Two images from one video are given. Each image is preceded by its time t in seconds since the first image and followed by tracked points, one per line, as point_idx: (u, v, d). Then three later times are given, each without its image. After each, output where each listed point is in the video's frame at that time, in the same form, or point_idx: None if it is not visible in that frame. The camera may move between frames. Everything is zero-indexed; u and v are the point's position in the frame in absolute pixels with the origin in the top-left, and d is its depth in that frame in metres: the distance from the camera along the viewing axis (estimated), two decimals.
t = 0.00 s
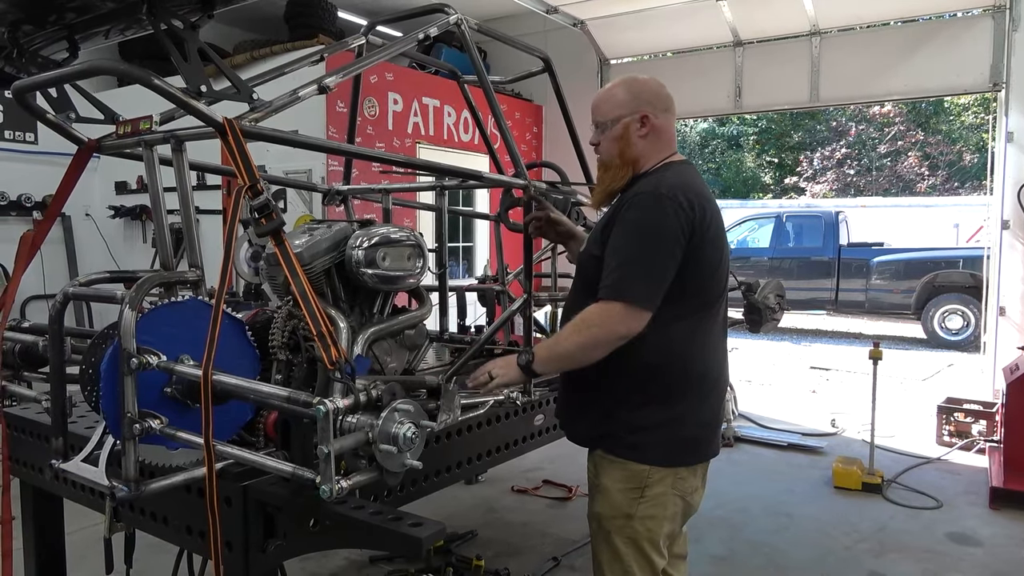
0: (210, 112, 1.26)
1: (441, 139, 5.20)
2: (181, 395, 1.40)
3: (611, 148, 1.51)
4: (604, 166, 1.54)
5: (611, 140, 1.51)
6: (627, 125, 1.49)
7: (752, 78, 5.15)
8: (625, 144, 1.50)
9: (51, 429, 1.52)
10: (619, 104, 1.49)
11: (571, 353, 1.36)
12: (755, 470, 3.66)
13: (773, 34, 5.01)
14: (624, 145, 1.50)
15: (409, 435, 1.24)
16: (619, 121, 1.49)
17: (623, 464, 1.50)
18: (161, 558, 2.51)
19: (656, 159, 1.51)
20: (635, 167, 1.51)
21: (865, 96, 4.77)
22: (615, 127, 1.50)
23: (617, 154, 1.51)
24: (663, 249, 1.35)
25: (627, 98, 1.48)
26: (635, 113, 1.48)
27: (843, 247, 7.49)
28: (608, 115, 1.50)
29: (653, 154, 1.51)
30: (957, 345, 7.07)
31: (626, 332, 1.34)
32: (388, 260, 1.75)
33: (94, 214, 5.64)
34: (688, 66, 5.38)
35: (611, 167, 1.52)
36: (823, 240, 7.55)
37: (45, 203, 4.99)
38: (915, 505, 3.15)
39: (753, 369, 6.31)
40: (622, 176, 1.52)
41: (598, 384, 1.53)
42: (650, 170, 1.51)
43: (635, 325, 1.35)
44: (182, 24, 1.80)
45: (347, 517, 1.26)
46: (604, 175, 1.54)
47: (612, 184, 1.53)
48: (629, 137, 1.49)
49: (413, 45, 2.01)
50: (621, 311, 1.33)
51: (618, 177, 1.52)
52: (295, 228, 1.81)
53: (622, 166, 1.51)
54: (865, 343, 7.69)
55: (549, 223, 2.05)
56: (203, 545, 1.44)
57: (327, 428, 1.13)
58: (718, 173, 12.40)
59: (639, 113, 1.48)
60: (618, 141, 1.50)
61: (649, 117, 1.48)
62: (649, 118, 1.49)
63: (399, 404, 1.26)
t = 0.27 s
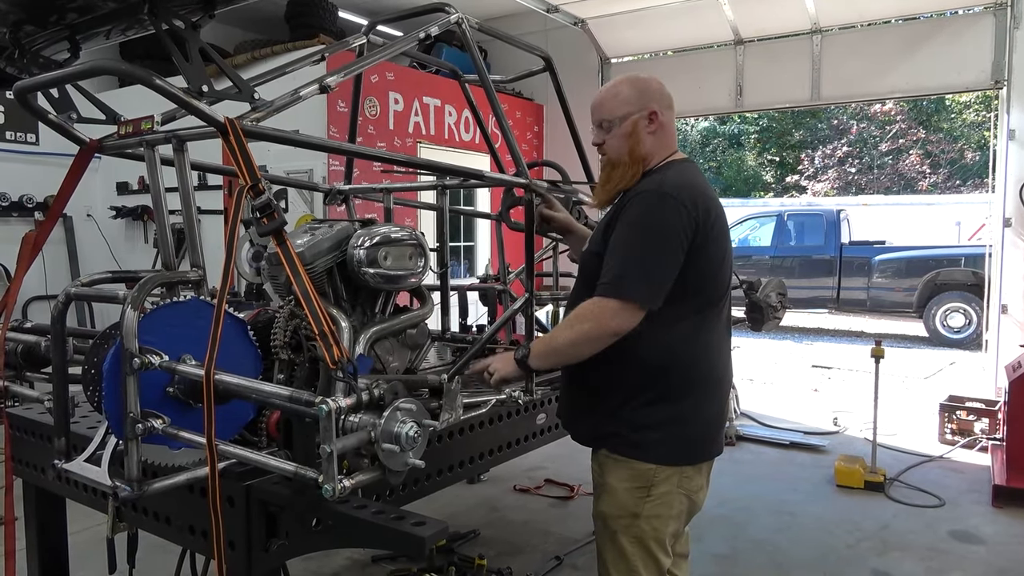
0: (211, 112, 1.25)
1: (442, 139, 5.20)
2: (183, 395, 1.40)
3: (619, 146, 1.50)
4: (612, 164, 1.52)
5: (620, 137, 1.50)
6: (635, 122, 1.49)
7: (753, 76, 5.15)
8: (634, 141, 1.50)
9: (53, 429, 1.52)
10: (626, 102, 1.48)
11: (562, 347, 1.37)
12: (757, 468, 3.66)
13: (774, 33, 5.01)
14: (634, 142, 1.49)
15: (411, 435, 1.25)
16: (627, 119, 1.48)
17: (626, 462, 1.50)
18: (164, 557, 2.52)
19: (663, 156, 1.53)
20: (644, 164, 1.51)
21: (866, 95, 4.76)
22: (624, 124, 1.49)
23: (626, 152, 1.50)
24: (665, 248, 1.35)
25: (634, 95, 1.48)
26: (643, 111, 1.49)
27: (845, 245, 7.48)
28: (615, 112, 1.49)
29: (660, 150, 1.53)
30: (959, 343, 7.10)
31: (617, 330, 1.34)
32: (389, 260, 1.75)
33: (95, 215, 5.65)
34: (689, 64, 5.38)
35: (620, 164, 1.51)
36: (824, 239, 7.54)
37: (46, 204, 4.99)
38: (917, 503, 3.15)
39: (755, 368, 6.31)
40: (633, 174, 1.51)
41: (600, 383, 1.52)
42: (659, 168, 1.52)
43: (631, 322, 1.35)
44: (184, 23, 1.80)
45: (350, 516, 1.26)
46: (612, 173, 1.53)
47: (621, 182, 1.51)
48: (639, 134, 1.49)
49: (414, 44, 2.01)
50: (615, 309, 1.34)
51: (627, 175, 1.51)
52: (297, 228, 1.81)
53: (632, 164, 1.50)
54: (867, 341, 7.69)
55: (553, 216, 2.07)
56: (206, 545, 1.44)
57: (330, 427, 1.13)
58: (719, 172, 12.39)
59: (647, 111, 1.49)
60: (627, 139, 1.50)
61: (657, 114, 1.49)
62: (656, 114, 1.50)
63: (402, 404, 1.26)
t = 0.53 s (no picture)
0: (213, 112, 1.25)
1: (443, 139, 5.20)
2: (185, 395, 1.40)
3: (624, 142, 1.50)
4: (616, 160, 1.51)
5: (625, 134, 1.50)
6: (640, 120, 1.49)
7: (754, 76, 5.15)
8: (639, 139, 1.50)
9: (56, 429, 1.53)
10: (633, 99, 1.48)
11: (558, 347, 1.38)
12: (759, 468, 3.66)
13: (775, 32, 5.01)
14: (638, 141, 1.49)
15: (414, 434, 1.25)
16: (633, 116, 1.49)
17: (628, 462, 1.50)
18: (166, 557, 2.52)
19: (665, 156, 1.53)
20: (648, 162, 1.51)
21: (867, 94, 4.76)
22: (630, 121, 1.49)
23: (630, 149, 1.50)
24: (667, 247, 1.35)
25: (640, 93, 1.48)
26: (648, 109, 1.49)
27: (846, 244, 7.47)
28: (621, 109, 1.49)
29: (663, 150, 1.53)
30: (961, 342, 7.13)
31: (611, 323, 1.35)
32: (390, 259, 1.75)
33: (97, 215, 5.65)
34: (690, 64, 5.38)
35: (624, 162, 1.50)
36: (826, 238, 7.53)
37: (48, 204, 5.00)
38: (919, 503, 3.15)
39: (757, 367, 6.30)
40: (637, 172, 1.50)
41: (602, 383, 1.52)
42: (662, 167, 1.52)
43: (629, 318, 1.36)
44: (185, 24, 1.80)
45: (352, 515, 1.27)
46: (615, 170, 1.51)
47: (623, 179, 1.50)
48: (644, 133, 1.49)
49: (415, 43, 2.01)
50: (609, 304, 1.34)
51: (631, 173, 1.50)
52: (298, 228, 1.80)
53: (636, 161, 1.49)
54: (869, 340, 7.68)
55: (554, 215, 2.05)
56: (209, 544, 1.45)
57: (332, 427, 1.13)
58: (720, 171, 12.38)
59: (653, 110, 1.49)
60: (633, 136, 1.50)
61: (662, 114, 1.50)
62: (661, 114, 1.51)
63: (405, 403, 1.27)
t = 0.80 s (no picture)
0: (215, 112, 1.25)
1: (444, 138, 5.21)
2: (187, 394, 1.40)
3: (643, 133, 1.50)
4: (632, 150, 1.50)
5: (647, 125, 1.50)
6: (663, 116, 1.50)
7: (755, 74, 5.14)
8: (658, 134, 1.50)
9: (58, 429, 1.53)
10: (658, 93, 1.49)
11: (555, 340, 1.39)
12: (760, 467, 3.66)
13: (776, 31, 5.00)
14: (658, 135, 1.50)
15: (415, 434, 1.25)
16: (658, 111, 1.50)
17: (629, 461, 1.49)
18: (167, 556, 2.52)
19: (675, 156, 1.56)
20: (664, 159, 1.52)
21: (868, 92, 4.76)
22: (655, 115, 1.50)
23: (649, 141, 1.50)
24: (670, 244, 1.36)
25: (665, 89, 1.50)
26: (670, 108, 1.51)
27: (847, 243, 7.47)
28: (649, 101, 1.49)
29: (674, 150, 1.55)
30: (963, 341, 7.11)
31: (608, 316, 1.35)
32: (391, 259, 1.76)
33: (98, 215, 5.66)
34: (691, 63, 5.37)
35: (641, 154, 1.50)
36: (827, 237, 7.51)
37: (49, 204, 5.00)
38: (920, 501, 3.15)
39: (758, 366, 6.30)
40: (654, 165, 1.50)
41: (602, 382, 1.52)
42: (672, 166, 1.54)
43: (628, 312, 1.36)
44: (186, 24, 1.79)
45: (354, 515, 1.27)
46: (630, 161, 1.51)
47: (638, 171, 1.50)
48: (664, 129, 1.51)
49: (416, 42, 2.01)
50: (606, 296, 1.34)
51: (646, 165, 1.50)
52: (299, 228, 1.80)
53: (653, 155, 1.50)
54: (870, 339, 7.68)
55: (555, 213, 2.05)
56: (211, 544, 1.45)
57: (333, 426, 1.13)
58: (722, 170, 12.38)
59: (673, 110, 1.52)
60: (654, 129, 1.50)
61: (681, 115, 1.52)
62: (678, 115, 1.54)
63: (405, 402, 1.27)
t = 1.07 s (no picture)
0: (215, 112, 1.25)
1: (444, 138, 5.21)
2: (188, 394, 1.41)
3: (649, 133, 1.50)
4: (638, 151, 1.50)
5: (653, 125, 1.50)
6: (668, 116, 1.51)
7: (756, 73, 5.14)
8: (664, 133, 1.50)
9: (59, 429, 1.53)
10: (663, 92, 1.50)
11: (556, 336, 1.39)
12: (761, 465, 3.66)
13: (777, 30, 5.00)
14: (663, 135, 1.50)
15: (415, 433, 1.26)
16: (664, 110, 1.50)
17: (631, 460, 1.49)
18: (169, 556, 2.52)
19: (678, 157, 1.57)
20: (669, 159, 1.52)
21: (868, 91, 4.75)
22: (661, 115, 1.50)
23: (655, 141, 1.50)
24: (672, 242, 1.36)
25: (669, 89, 1.51)
26: (674, 108, 1.52)
27: (848, 242, 7.47)
28: (655, 100, 1.49)
29: (677, 151, 1.56)
30: (963, 339, 7.07)
31: (608, 312, 1.35)
32: (392, 259, 1.76)
33: (99, 215, 5.66)
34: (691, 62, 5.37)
35: (647, 154, 1.49)
36: (828, 235, 7.51)
37: (50, 205, 5.01)
38: (922, 500, 3.15)
39: (758, 365, 6.30)
40: (660, 165, 1.50)
41: (603, 381, 1.52)
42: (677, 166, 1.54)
43: (629, 309, 1.37)
44: (186, 24, 1.79)
45: (355, 514, 1.27)
46: (636, 161, 1.50)
47: (644, 170, 1.49)
48: (669, 128, 1.51)
49: (416, 42, 2.01)
50: (606, 293, 1.35)
51: (652, 164, 1.49)
52: (299, 228, 1.81)
53: (659, 154, 1.49)
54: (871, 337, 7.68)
55: (555, 213, 2.05)
56: (213, 544, 1.45)
57: (334, 426, 1.13)
58: (722, 169, 12.38)
59: (677, 109, 1.53)
60: (660, 128, 1.50)
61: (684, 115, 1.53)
62: (681, 116, 1.55)
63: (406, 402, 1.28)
